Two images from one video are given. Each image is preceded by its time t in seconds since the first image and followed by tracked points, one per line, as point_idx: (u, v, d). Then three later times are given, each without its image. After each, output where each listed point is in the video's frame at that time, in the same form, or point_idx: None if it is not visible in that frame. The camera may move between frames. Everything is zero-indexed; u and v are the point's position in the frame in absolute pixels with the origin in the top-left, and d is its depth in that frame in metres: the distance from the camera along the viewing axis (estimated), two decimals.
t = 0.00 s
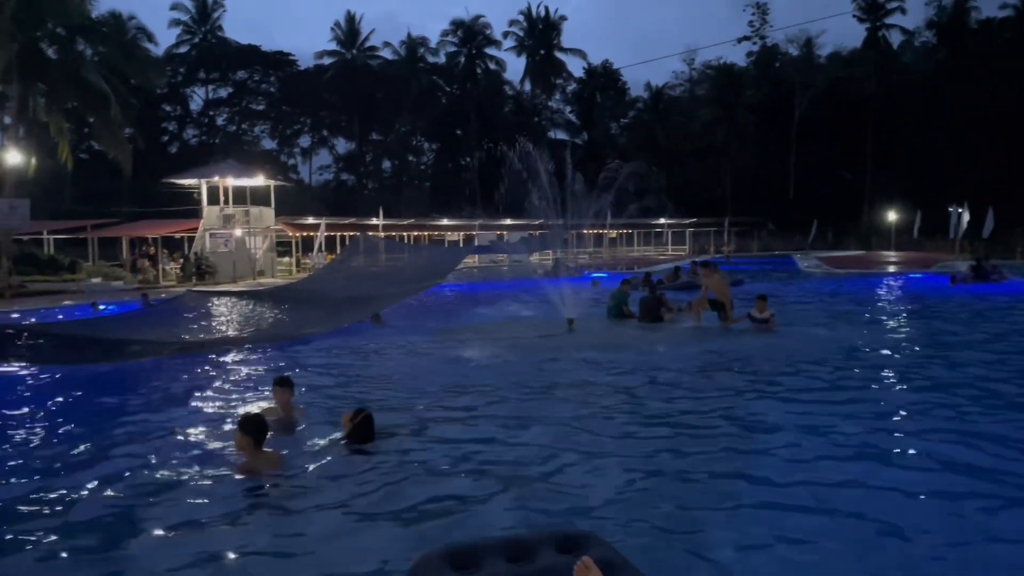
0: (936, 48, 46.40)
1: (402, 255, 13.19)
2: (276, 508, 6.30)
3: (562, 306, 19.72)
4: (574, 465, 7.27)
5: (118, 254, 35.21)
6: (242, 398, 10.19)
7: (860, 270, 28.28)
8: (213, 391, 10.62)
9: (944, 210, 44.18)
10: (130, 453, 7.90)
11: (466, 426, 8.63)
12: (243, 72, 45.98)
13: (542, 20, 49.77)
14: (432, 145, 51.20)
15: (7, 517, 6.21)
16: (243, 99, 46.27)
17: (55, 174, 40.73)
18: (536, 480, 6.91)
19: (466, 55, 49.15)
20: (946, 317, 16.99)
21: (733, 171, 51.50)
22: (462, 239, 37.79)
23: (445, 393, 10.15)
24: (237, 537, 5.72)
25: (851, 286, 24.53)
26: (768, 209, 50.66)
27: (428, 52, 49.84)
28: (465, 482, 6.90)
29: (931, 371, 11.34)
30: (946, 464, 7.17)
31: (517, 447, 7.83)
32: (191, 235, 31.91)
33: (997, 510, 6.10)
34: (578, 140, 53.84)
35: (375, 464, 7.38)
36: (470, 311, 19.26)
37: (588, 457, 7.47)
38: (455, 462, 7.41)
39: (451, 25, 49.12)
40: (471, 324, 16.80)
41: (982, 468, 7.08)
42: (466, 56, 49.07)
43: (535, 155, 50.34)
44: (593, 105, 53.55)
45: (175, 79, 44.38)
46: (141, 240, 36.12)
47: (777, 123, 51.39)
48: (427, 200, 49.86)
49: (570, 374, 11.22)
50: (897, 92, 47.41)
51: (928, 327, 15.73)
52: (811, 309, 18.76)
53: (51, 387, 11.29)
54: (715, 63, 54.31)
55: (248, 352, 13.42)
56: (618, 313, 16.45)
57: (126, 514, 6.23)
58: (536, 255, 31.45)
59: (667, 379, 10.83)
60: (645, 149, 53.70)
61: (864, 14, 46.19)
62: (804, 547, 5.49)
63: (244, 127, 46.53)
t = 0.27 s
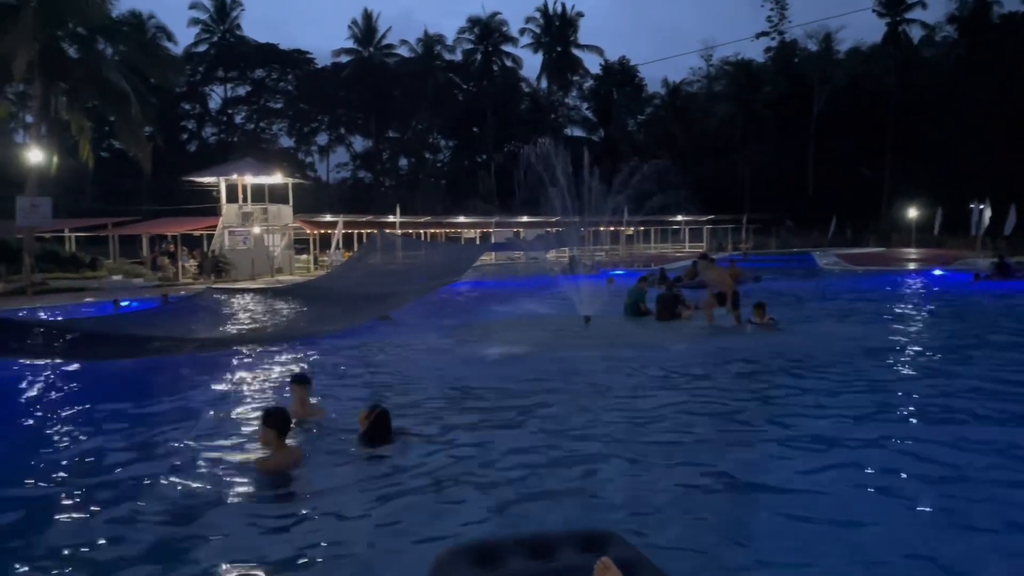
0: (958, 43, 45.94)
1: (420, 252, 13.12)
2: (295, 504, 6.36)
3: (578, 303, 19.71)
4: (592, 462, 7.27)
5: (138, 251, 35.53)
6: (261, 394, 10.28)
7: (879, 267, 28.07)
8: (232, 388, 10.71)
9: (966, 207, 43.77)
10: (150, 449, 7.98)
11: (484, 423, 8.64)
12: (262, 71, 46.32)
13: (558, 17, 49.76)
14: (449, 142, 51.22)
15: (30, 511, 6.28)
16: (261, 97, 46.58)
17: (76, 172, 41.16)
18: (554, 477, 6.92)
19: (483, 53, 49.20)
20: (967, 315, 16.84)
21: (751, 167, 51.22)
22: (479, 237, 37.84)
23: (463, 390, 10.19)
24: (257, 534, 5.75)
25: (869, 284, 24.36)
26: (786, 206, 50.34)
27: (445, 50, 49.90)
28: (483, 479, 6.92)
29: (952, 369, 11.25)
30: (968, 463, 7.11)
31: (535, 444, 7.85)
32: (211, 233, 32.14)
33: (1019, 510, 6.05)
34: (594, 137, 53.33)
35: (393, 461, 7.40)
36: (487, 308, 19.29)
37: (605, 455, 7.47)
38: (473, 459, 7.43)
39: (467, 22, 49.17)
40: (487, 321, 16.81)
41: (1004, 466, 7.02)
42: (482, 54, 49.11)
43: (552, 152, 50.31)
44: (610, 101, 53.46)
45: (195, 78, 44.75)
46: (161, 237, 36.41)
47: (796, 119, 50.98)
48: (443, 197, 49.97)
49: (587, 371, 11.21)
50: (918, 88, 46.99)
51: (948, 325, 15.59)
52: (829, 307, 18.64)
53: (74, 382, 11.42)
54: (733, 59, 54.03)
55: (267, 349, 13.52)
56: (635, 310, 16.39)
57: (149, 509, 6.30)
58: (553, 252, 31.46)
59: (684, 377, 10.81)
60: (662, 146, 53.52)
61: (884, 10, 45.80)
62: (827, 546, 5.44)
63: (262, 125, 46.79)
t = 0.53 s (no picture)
0: (980, 38, 45.42)
1: (437, 249, 13.18)
2: (317, 499, 6.43)
3: (596, 301, 19.69)
4: (611, 458, 7.29)
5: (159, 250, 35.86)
6: (278, 392, 10.32)
7: (900, 264, 27.82)
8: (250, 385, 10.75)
9: (988, 203, 43.29)
10: (168, 446, 8.02)
11: (501, 420, 8.66)
12: (280, 69, 46.55)
13: (575, 14, 49.71)
14: (466, 140, 51.28)
15: (53, 507, 6.35)
16: (279, 96, 46.85)
17: (98, 171, 41.58)
18: (574, 473, 6.94)
19: (500, 50, 49.22)
20: (989, 312, 16.68)
21: (770, 164, 50.93)
22: (496, 234, 37.86)
23: (482, 387, 10.23)
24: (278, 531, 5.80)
25: (890, 281, 24.15)
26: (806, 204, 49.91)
27: (462, 48, 49.93)
28: (504, 474, 6.96)
29: (975, 366, 11.15)
30: (991, 460, 7.07)
31: (555, 441, 7.88)
32: (230, 231, 32.36)
33: None
34: (611, 134, 53.05)
35: (411, 459, 7.42)
36: (505, 306, 19.31)
37: (624, 452, 7.48)
38: (493, 456, 7.48)
39: (484, 19, 49.19)
40: (504, 319, 16.81)
41: None
42: (499, 51, 49.13)
43: (569, 150, 50.21)
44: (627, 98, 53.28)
45: (214, 76, 45.09)
46: (181, 235, 36.72)
47: (816, 115, 50.26)
48: (461, 195, 50.00)
49: (606, 368, 11.22)
50: (939, 83, 46.52)
51: (971, 322, 15.45)
52: (849, 304, 18.49)
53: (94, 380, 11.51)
54: (751, 55, 53.70)
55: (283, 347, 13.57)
56: (653, 307, 16.37)
57: (175, 504, 6.39)
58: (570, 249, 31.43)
59: (704, 374, 10.79)
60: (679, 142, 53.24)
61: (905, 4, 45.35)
62: (849, 544, 5.42)
63: (280, 123, 46.99)
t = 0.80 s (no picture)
0: (1003, 32, 44.84)
1: (455, 246, 13.18)
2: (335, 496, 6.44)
3: (614, 298, 19.61)
4: (629, 457, 7.26)
5: (179, 247, 36.12)
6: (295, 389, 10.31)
7: (922, 260, 27.49)
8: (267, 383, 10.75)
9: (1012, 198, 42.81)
10: (186, 444, 8.01)
11: (519, 418, 8.62)
12: (298, 67, 46.76)
13: (592, 10, 49.58)
14: (483, 137, 51.14)
15: (75, 503, 6.40)
16: (297, 93, 47.07)
17: (119, 169, 41.94)
18: (592, 471, 6.91)
19: (517, 47, 49.17)
20: (1013, 309, 16.46)
21: (789, 160, 50.62)
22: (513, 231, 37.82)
23: (500, 385, 10.21)
24: (297, 527, 5.81)
25: (912, 278, 23.88)
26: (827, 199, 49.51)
27: (479, 45, 49.88)
28: (522, 472, 6.94)
29: (999, 364, 11.00)
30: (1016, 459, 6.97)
31: (573, 438, 7.85)
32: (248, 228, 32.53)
33: None
34: (629, 130, 53.86)
35: (429, 457, 7.40)
36: (522, 303, 19.28)
37: (642, 450, 7.45)
38: (511, 454, 7.46)
39: (501, 16, 49.14)
40: (523, 316, 16.76)
41: None
42: (516, 48, 49.08)
43: (586, 147, 50.06)
44: (644, 94, 53.02)
45: (232, 75, 45.38)
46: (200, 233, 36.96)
47: (836, 111, 50.30)
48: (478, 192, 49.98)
49: (625, 366, 11.17)
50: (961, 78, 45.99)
51: (995, 320, 15.24)
52: (871, 301, 18.29)
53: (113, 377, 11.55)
54: (770, 50, 53.30)
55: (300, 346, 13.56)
56: (671, 304, 16.28)
57: (193, 500, 6.42)
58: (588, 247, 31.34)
59: (723, 372, 10.72)
60: (697, 139, 52.82)
61: None
62: (872, 545, 5.35)
63: (298, 121, 47.25)
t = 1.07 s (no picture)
0: None
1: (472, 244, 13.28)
2: (351, 489, 6.51)
3: (632, 295, 19.59)
4: (644, 451, 7.30)
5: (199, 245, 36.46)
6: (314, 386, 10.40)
7: (943, 257, 27.26)
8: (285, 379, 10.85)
9: None
10: (205, 439, 8.09)
11: (535, 414, 8.67)
12: (316, 66, 47.10)
13: (610, 7, 49.68)
14: (499, 134, 50.67)
15: (99, 495, 6.52)
16: (316, 92, 47.44)
17: (140, 168, 42.40)
18: (608, 466, 6.96)
19: (534, 44, 49.31)
20: None
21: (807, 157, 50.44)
22: (531, 227, 37.85)
23: (517, 381, 10.26)
24: (314, 519, 5.86)
25: (934, 275, 23.68)
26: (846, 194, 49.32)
27: (496, 42, 49.94)
28: (538, 465, 7.00)
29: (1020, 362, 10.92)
30: None
31: (587, 433, 7.90)
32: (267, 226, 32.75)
33: None
34: (646, 128, 52.47)
35: (445, 453, 7.42)
36: (540, 300, 19.33)
37: (658, 444, 7.48)
38: (525, 448, 7.51)
39: (518, 13, 49.24)
40: (539, 313, 16.77)
41: None
42: (533, 45, 49.20)
43: (604, 144, 50.00)
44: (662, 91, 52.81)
45: (252, 73, 45.81)
46: (220, 230, 37.29)
47: (854, 106, 50.12)
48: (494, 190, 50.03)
49: (641, 363, 11.19)
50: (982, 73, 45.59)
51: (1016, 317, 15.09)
52: (891, 299, 18.15)
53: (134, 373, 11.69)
54: (788, 45, 53.04)
55: (317, 341, 13.70)
56: (689, 300, 16.29)
57: (212, 494, 6.50)
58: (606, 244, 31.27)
59: (739, 368, 10.72)
60: (717, 135, 51.98)
61: None
62: (889, 539, 5.34)
63: (316, 119, 47.70)
